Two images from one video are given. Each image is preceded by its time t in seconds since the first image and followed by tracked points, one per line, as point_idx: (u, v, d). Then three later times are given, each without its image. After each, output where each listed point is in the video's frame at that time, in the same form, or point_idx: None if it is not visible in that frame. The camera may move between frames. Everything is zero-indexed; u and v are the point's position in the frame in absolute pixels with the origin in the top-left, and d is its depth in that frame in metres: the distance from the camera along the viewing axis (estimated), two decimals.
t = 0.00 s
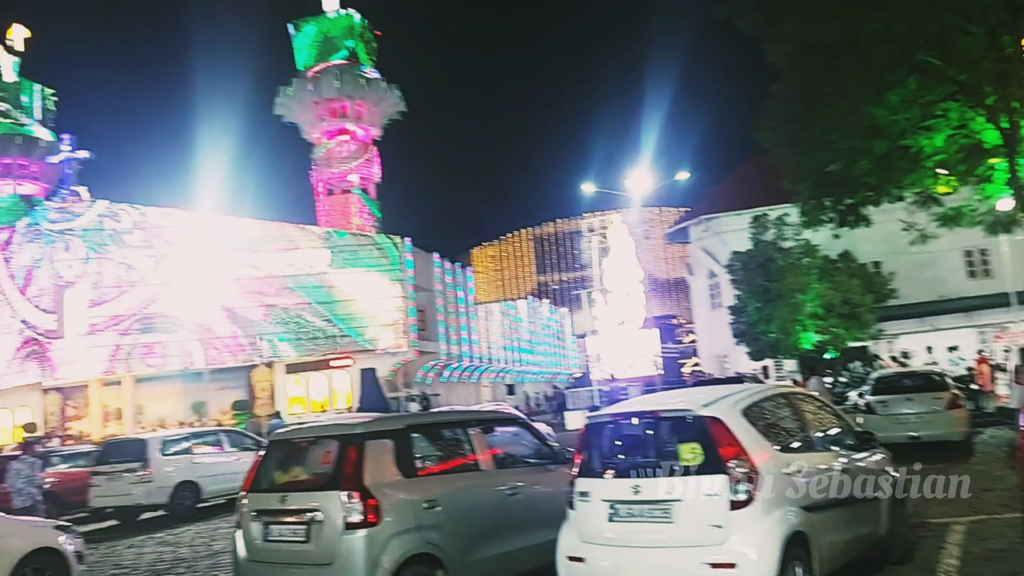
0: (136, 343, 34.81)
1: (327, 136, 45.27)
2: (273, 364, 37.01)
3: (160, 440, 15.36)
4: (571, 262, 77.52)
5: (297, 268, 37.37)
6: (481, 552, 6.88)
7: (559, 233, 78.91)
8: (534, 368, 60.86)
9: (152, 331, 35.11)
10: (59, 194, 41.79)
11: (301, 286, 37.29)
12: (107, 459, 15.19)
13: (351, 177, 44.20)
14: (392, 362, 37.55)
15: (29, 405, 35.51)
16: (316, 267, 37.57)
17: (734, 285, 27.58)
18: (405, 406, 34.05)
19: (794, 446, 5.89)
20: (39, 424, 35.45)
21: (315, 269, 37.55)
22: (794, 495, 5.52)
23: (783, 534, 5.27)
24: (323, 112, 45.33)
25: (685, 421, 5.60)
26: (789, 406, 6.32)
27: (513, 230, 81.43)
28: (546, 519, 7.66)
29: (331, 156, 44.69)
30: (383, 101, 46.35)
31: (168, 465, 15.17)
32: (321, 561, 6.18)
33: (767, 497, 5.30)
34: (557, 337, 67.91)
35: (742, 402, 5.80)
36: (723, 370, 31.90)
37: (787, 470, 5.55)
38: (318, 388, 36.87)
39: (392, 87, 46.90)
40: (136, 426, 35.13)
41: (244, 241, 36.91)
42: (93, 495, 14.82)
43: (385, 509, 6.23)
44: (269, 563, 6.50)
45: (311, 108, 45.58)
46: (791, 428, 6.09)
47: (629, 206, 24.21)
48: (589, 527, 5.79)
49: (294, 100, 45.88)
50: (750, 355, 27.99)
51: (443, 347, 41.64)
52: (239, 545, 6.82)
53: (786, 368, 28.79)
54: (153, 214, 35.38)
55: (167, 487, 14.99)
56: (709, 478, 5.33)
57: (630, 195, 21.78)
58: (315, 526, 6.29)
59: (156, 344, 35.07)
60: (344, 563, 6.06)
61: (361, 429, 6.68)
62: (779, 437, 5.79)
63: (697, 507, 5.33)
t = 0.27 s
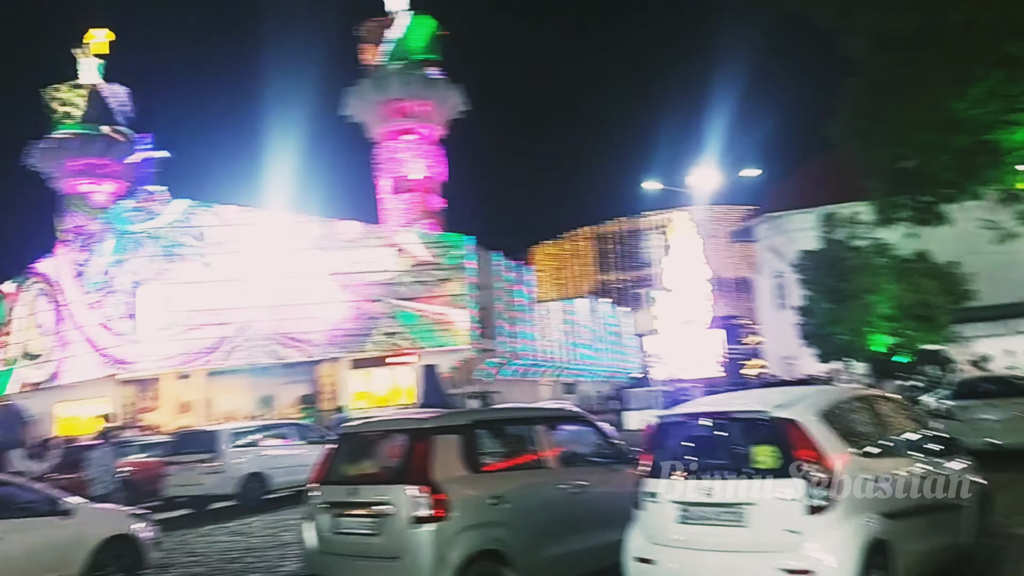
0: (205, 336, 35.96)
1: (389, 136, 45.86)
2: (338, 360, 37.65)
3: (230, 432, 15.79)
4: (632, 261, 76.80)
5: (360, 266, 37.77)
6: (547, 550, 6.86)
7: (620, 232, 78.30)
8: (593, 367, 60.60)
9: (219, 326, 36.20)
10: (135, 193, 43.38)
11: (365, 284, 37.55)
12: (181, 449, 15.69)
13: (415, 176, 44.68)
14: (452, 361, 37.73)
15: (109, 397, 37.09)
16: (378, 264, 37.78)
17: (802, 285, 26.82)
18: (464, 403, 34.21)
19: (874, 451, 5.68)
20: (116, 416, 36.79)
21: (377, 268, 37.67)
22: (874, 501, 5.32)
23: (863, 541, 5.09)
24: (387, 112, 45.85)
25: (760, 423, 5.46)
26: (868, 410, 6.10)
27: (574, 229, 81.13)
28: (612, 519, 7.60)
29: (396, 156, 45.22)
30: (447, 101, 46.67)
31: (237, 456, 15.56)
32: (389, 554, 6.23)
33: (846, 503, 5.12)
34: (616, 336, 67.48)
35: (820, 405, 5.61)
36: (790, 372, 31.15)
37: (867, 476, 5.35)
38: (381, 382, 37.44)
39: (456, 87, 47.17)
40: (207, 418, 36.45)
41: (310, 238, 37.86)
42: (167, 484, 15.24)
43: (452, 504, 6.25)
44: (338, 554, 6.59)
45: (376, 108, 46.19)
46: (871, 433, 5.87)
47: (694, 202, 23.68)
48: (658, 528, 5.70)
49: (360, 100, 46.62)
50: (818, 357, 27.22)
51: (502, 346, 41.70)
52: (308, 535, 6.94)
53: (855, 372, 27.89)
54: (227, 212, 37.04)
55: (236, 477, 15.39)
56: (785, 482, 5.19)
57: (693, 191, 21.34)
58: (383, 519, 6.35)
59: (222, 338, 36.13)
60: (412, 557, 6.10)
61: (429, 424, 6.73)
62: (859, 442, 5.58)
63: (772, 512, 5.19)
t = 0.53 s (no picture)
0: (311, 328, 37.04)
1: (491, 135, 46.24)
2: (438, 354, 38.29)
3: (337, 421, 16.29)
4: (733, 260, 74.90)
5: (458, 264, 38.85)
6: (650, 551, 6.77)
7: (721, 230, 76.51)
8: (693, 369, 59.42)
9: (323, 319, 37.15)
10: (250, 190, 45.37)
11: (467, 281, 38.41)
12: (291, 435, 16.29)
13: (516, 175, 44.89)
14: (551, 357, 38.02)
15: (226, 382, 38.35)
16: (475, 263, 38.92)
17: (922, 287, 25.41)
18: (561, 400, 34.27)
19: (1011, 466, 5.31)
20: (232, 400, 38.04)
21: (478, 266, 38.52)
22: (1011, 519, 4.97)
23: (997, 561, 4.77)
24: (491, 110, 46.20)
25: (882, 431, 5.23)
26: (1005, 422, 5.71)
27: (675, 227, 79.60)
28: (717, 524, 7.41)
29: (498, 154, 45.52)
30: (550, 99, 46.56)
31: (343, 443, 16.01)
32: (493, 547, 6.30)
33: (979, 520, 4.81)
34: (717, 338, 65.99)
35: (950, 414, 5.29)
36: (899, 378, 29.13)
37: (1004, 492, 5.01)
38: (478, 376, 37.39)
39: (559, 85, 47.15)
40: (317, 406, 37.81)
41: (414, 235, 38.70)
42: (278, 469, 15.72)
43: (557, 500, 6.25)
44: (445, 543, 6.70)
45: (479, 107, 46.54)
46: (1007, 447, 5.48)
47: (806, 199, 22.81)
48: (770, 535, 5.53)
49: (464, 99, 47.12)
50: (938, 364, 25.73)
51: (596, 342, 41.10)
52: (416, 524, 7.08)
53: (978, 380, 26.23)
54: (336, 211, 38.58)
55: (342, 464, 15.86)
56: (911, 494, 4.93)
57: (806, 188, 20.59)
58: (489, 512, 6.41)
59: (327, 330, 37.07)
60: (516, 549, 6.15)
61: (535, 419, 6.74)
62: (995, 456, 5.22)
63: (895, 524, 4.95)
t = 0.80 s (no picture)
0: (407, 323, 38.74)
1: (581, 132, 46.41)
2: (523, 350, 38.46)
3: (426, 413, 16.56)
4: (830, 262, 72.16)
5: (547, 259, 38.36)
6: (745, 561, 6.60)
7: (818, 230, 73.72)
8: (782, 374, 57.84)
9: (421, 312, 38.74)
10: (344, 186, 46.65)
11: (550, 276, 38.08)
12: (380, 424, 16.64)
13: (604, 173, 44.71)
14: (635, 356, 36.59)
15: (319, 372, 42.71)
16: (564, 257, 38.18)
17: None
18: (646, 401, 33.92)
19: None
20: (325, 389, 42.22)
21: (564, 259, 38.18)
22: None
23: None
24: (581, 107, 46.22)
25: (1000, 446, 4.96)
26: None
27: (767, 227, 77.49)
28: (814, 536, 7.17)
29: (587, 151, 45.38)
30: (639, 96, 46.42)
31: (430, 434, 16.27)
32: (584, 547, 6.28)
33: None
34: (808, 343, 64.06)
35: None
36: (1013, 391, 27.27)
37: None
38: (563, 376, 37.76)
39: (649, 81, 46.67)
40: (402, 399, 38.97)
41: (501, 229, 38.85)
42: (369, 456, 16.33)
43: (649, 504, 6.17)
44: (534, 540, 6.71)
45: (569, 104, 46.63)
46: None
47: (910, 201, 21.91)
48: (873, 551, 5.30)
49: (553, 96, 47.12)
50: None
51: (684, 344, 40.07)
52: (504, 520, 7.11)
53: None
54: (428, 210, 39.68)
55: (429, 455, 16.12)
56: None
57: (909, 189, 19.75)
58: (578, 511, 6.39)
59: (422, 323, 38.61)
60: (607, 551, 6.12)
61: (626, 419, 6.67)
62: None
63: (1015, 547, 4.69)
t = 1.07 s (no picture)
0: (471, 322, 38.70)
1: (643, 131, 46.13)
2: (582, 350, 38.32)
3: (487, 411, 16.61)
4: (902, 266, 69.78)
5: (607, 259, 37.96)
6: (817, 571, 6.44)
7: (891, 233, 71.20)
8: (849, 381, 56.36)
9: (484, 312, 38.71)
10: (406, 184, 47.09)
11: (611, 276, 37.84)
12: (442, 421, 16.79)
13: (666, 173, 44.62)
14: (694, 360, 36.49)
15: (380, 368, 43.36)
16: (625, 257, 37.80)
17: None
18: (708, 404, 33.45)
19: None
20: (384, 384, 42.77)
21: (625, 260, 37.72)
22: None
23: None
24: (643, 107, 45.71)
25: None
26: None
27: (835, 229, 75.46)
28: (889, 548, 6.94)
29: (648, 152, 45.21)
30: (703, 95, 45.67)
31: (491, 433, 16.32)
32: (650, 552, 6.21)
33: None
34: (876, 349, 62.27)
35: None
36: None
37: None
38: (621, 376, 37.51)
39: (713, 79, 45.87)
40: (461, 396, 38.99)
41: (562, 229, 38.53)
42: (429, 452, 16.61)
43: (717, 510, 6.07)
44: (598, 542, 6.65)
45: (631, 103, 46.12)
46: None
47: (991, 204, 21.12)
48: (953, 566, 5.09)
49: (615, 94, 46.65)
50: None
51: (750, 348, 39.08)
52: (568, 521, 7.06)
53: None
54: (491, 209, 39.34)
55: (490, 454, 16.19)
56: None
57: (989, 191, 19.03)
58: (645, 515, 6.32)
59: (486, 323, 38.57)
60: (674, 557, 6.03)
61: (693, 422, 6.56)
62: None
63: None
